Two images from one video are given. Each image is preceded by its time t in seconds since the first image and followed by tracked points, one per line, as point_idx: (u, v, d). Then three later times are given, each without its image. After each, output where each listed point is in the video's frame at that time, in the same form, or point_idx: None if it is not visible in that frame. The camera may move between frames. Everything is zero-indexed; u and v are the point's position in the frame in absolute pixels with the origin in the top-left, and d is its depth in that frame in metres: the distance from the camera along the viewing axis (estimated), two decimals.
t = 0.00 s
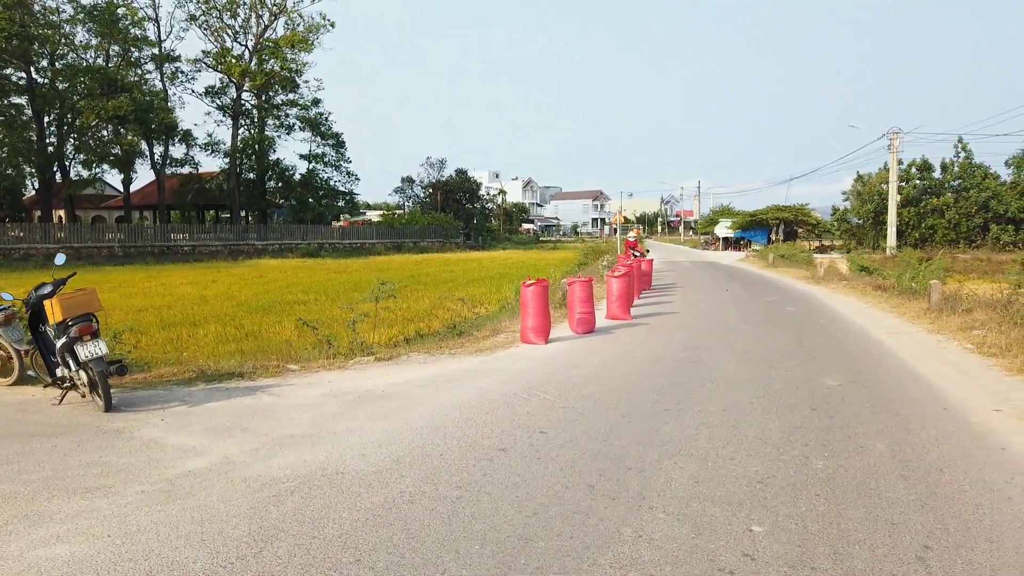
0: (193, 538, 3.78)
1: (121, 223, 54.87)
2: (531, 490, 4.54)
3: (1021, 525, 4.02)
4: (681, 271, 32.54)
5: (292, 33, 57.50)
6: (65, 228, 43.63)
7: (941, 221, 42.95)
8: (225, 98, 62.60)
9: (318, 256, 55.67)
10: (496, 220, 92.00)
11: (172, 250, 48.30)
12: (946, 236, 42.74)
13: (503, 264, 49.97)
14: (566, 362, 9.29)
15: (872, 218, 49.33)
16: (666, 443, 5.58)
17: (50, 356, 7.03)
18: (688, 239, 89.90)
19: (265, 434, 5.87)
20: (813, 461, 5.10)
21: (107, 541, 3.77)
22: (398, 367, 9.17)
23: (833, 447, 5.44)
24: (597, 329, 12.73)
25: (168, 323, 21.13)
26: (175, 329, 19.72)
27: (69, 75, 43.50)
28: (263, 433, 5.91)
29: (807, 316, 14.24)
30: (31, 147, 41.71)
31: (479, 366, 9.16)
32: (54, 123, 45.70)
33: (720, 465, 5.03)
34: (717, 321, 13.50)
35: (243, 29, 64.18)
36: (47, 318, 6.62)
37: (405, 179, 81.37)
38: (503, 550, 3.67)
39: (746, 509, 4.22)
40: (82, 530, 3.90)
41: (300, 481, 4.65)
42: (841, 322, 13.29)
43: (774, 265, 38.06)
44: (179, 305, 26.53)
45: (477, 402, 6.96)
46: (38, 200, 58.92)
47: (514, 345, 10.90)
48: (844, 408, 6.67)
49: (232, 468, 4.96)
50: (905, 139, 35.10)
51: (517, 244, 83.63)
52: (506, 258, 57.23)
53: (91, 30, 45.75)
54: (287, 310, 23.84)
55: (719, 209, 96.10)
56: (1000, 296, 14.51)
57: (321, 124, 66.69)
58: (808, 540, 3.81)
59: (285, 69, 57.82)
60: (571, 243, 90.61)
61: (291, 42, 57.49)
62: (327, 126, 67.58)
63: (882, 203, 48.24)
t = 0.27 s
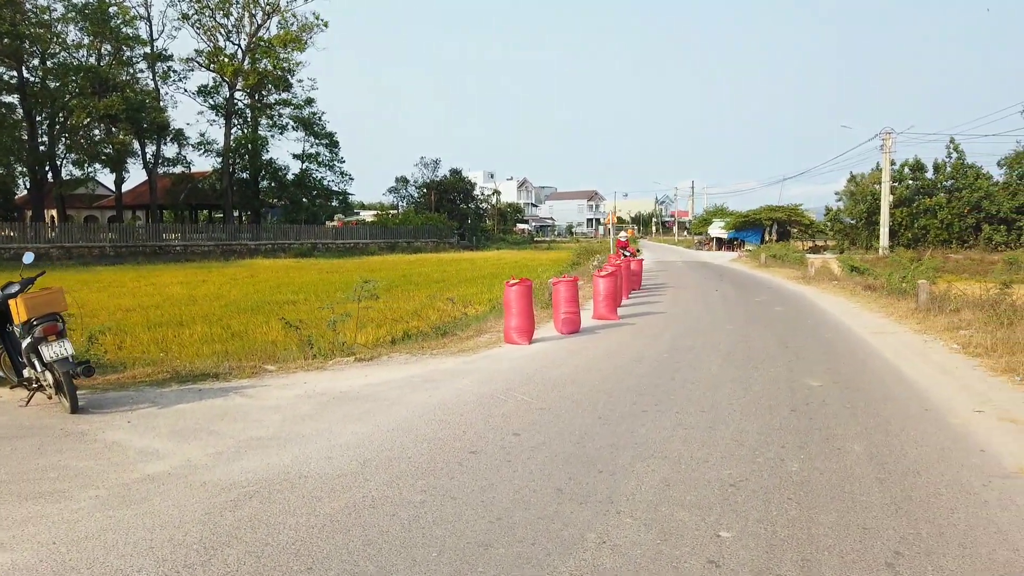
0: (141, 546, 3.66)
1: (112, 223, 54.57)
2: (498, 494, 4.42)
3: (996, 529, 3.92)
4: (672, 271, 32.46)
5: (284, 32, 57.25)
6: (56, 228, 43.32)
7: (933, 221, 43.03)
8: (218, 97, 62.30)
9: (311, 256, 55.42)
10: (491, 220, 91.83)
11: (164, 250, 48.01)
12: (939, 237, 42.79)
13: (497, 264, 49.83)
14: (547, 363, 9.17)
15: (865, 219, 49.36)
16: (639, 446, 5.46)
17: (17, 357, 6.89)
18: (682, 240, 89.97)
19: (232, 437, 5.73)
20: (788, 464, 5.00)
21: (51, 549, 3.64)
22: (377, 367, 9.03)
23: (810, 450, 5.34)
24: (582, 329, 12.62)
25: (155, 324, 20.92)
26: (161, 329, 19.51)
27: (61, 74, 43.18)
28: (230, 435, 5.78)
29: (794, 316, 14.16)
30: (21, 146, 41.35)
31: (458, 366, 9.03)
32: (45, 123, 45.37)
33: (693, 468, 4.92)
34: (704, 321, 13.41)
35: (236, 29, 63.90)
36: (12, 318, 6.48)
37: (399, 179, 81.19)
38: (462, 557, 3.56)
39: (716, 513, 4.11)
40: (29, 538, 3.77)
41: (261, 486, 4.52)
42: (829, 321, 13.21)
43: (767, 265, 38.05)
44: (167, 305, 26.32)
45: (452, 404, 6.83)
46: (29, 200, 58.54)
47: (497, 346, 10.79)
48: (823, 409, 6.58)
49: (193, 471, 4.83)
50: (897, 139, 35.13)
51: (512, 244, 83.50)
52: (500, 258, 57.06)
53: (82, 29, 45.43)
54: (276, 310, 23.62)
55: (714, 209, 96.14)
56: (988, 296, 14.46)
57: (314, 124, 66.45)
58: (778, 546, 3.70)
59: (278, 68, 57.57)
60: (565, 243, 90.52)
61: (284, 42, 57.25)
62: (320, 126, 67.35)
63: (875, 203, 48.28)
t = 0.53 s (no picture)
0: (79, 563, 3.49)
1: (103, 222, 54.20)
2: (461, 504, 4.26)
3: (974, 543, 3.77)
4: (663, 271, 32.30)
5: (277, 30, 56.90)
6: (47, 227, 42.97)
7: (926, 221, 43.19)
8: (210, 96, 61.92)
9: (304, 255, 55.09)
10: (485, 220, 91.63)
11: (155, 249, 47.62)
12: (931, 236, 42.92)
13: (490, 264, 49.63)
14: (528, 365, 9.00)
15: (858, 218, 49.34)
16: (613, 453, 5.30)
17: None
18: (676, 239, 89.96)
19: (193, 443, 5.55)
20: (763, 473, 4.85)
21: None
22: (353, 370, 8.82)
23: (788, 457, 5.19)
24: (567, 330, 12.46)
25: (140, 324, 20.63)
26: (146, 330, 19.21)
27: (51, 72, 42.75)
28: (192, 441, 5.60)
29: (782, 317, 14.01)
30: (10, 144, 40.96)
31: (436, 368, 8.86)
32: (35, 121, 44.98)
33: (666, 477, 4.77)
34: (691, 322, 13.25)
35: (229, 27, 63.50)
36: None
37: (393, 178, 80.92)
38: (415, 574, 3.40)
39: (684, 526, 3.96)
40: None
41: (215, 497, 4.34)
42: (817, 323, 13.08)
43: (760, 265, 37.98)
44: (155, 306, 26.03)
45: (425, 408, 6.65)
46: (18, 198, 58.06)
47: (479, 348, 10.61)
48: (804, 415, 6.43)
49: (147, 481, 4.64)
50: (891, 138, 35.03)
51: (506, 244, 83.30)
52: (493, 258, 56.83)
53: (72, 27, 45.02)
54: (265, 310, 23.37)
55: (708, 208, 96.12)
56: (977, 297, 14.35)
57: (307, 123, 66.13)
58: (745, 562, 3.55)
59: (270, 66, 57.21)
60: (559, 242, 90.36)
61: (277, 40, 56.90)
62: (313, 125, 67.01)
63: (868, 203, 48.27)
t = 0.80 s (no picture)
0: None
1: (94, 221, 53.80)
2: (424, 515, 4.12)
3: (951, 555, 3.65)
4: (656, 270, 32.16)
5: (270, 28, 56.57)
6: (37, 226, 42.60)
7: (919, 220, 43.17)
8: (203, 94, 61.54)
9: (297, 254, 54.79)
10: (479, 219, 91.43)
11: (146, 248, 47.26)
12: (924, 235, 42.94)
13: (484, 263, 49.44)
14: (510, 367, 8.85)
15: (851, 217, 49.31)
16: (587, 459, 5.16)
17: None
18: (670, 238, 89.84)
19: (156, 450, 5.39)
20: (739, 480, 4.73)
21: None
22: (332, 372, 8.65)
23: (766, 464, 5.06)
24: (553, 331, 12.33)
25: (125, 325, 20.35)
26: (130, 331, 18.96)
27: (41, 70, 42.34)
28: (155, 448, 5.44)
29: (771, 317, 13.90)
30: None
31: (416, 370, 8.70)
32: (25, 119, 44.58)
33: (638, 485, 4.64)
34: (679, 323, 13.12)
35: (222, 25, 63.14)
36: None
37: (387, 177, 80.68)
38: None
39: (653, 538, 3.83)
40: None
41: (171, 507, 4.19)
42: (806, 323, 12.98)
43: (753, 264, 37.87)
44: (142, 305, 25.74)
45: (400, 412, 6.51)
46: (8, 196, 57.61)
47: (462, 349, 10.46)
48: (786, 419, 6.31)
49: (102, 491, 4.49)
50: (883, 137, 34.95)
51: (500, 243, 83.12)
52: (487, 257, 56.65)
53: (63, 24, 44.60)
54: (253, 310, 23.11)
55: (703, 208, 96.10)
56: (966, 297, 14.26)
57: (301, 121, 65.83)
58: None
59: (263, 64, 56.86)
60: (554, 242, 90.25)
61: (269, 38, 56.58)
62: (307, 124, 66.71)
63: (861, 202, 48.27)
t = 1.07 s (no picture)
0: None
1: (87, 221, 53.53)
2: (385, 521, 4.01)
3: (921, 562, 3.56)
4: (649, 271, 32.10)
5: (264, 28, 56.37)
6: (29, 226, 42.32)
7: (913, 221, 43.05)
8: (197, 94, 61.30)
9: (291, 255, 54.55)
10: (475, 220, 91.27)
11: (139, 249, 46.98)
12: (918, 236, 42.83)
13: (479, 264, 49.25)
14: (490, 368, 8.74)
15: (846, 218, 49.29)
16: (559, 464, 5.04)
17: None
18: (666, 239, 89.84)
19: (118, 455, 5.26)
20: (712, 484, 4.63)
21: None
22: (310, 374, 8.52)
23: (740, 467, 4.97)
24: (539, 332, 12.22)
25: (112, 326, 20.18)
26: (117, 332, 18.79)
27: (34, 69, 42.06)
28: (117, 452, 5.32)
29: (760, 318, 13.81)
30: None
31: (395, 372, 8.59)
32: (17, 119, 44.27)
33: (607, 490, 4.53)
34: (666, 324, 13.04)
35: (216, 25, 62.93)
36: None
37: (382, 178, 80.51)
38: None
39: (618, 545, 3.71)
40: None
41: (123, 514, 4.07)
42: (794, 324, 12.90)
43: (747, 265, 37.81)
44: (132, 307, 25.56)
45: (371, 414, 6.41)
46: None
47: (445, 350, 10.35)
48: (765, 422, 6.21)
49: (55, 497, 4.36)
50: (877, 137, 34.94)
51: (495, 244, 82.99)
52: (482, 258, 56.49)
53: (56, 24, 44.32)
54: (242, 310, 22.95)
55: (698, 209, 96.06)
56: (955, 297, 14.19)
57: (295, 122, 65.64)
58: None
59: (257, 65, 56.67)
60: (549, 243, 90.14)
61: (264, 38, 56.37)
62: (301, 124, 66.51)
63: (856, 203, 48.28)
